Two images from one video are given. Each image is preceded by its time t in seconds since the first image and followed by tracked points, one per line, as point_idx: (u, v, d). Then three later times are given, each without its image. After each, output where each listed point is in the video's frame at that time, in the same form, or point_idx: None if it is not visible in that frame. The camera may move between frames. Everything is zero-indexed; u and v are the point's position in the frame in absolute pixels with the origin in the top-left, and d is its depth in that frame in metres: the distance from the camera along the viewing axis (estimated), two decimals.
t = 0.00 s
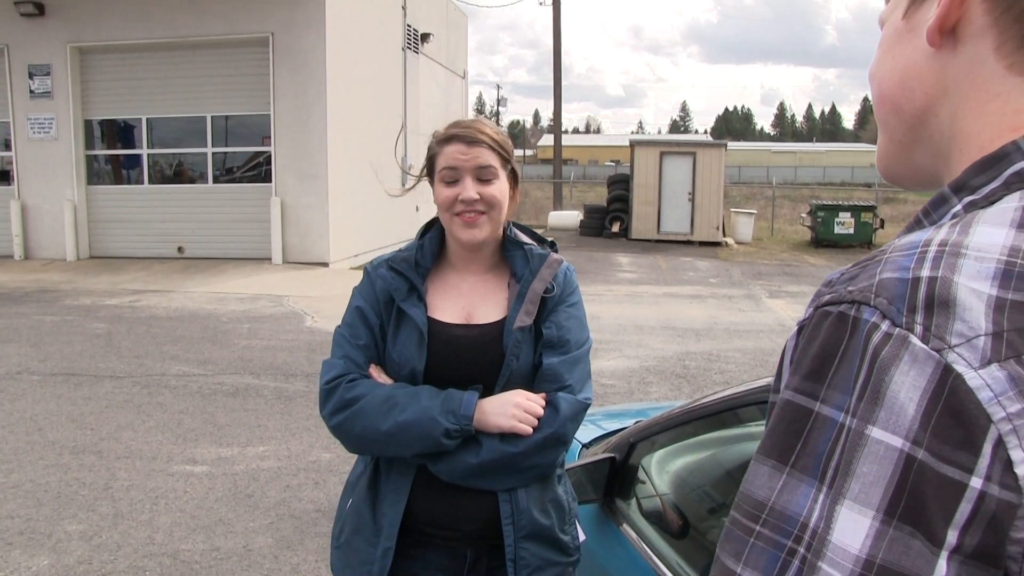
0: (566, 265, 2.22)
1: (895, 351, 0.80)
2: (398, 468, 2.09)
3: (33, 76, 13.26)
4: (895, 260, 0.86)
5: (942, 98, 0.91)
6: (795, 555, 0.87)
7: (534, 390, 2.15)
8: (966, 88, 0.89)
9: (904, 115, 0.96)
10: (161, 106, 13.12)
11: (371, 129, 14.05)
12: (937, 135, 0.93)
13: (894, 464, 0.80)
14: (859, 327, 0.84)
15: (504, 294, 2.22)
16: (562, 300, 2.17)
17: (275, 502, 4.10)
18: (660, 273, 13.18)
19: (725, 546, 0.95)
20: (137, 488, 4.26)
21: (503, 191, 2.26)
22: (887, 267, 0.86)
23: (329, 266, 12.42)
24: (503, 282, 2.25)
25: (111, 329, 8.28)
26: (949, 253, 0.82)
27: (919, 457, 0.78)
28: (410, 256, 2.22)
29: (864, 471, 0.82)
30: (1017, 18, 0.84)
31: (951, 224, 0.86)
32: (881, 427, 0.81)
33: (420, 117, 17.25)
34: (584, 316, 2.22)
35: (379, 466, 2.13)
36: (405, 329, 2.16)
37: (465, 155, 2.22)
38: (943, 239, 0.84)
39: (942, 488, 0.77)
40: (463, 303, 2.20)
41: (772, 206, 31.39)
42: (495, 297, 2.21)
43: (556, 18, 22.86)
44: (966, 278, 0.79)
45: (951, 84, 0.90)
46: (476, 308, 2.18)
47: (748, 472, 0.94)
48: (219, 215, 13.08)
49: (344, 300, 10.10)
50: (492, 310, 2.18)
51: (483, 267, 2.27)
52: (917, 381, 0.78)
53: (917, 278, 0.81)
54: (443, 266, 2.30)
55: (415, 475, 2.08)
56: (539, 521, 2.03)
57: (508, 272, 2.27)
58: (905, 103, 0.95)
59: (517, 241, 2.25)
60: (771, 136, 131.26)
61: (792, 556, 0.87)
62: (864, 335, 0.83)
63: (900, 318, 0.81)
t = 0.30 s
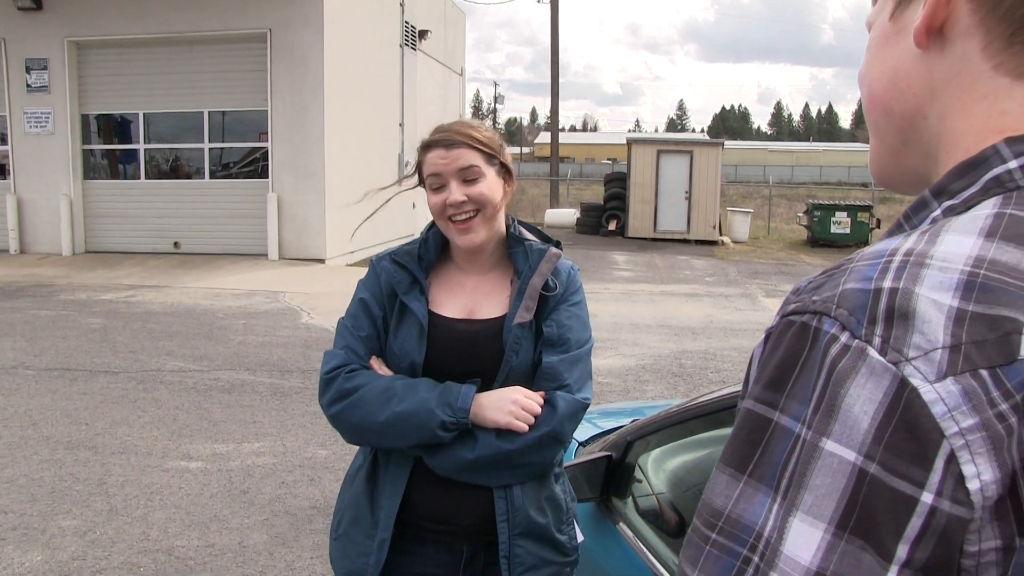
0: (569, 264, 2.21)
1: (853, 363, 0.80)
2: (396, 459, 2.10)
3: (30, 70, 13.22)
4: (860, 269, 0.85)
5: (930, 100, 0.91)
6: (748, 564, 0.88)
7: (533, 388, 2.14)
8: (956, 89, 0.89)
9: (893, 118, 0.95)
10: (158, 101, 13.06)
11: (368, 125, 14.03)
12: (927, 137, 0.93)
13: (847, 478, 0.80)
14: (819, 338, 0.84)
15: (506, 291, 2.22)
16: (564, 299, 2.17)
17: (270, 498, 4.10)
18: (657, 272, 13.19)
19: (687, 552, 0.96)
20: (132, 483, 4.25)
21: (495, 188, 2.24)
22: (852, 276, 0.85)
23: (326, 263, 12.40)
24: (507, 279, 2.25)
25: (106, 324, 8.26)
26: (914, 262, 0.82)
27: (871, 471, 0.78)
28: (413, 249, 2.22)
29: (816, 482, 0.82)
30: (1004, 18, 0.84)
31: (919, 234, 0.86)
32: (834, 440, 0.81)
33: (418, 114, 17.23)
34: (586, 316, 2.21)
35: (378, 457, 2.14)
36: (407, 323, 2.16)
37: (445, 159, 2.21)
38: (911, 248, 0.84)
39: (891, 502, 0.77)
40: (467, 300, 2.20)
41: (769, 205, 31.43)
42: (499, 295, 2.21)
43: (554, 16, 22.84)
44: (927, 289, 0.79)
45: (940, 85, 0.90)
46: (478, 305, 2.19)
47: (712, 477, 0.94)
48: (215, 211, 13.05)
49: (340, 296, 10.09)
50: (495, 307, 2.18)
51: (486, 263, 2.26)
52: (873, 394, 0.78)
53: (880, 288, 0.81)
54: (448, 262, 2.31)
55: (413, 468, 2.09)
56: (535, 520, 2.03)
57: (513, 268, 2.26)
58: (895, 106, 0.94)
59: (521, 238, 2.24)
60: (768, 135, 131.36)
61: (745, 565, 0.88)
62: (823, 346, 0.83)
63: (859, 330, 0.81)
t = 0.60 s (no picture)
0: (570, 267, 2.23)
1: (831, 369, 0.81)
2: (401, 466, 2.12)
3: (32, 73, 13.25)
4: (842, 272, 0.86)
5: (927, 101, 0.92)
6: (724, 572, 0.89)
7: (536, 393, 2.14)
8: (953, 90, 0.89)
9: (890, 121, 0.96)
10: (158, 103, 13.09)
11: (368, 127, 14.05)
12: (923, 141, 0.93)
13: (824, 484, 0.81)
14: (797, 344, 0.85)
15: (504, 299, 2.23)
16: (564, 301, 2.18)
17: (271, 500, 4.11)
18: (656, 274, 13.20)
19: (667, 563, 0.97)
20: (133, 485, 4.26)
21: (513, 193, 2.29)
22: (833, 279, 0.86)
23: (326, 265, 12.41)
24: (504, 286, 2.27)
25: (106, 326, 8.27)
26: (898, 266, 0.83)
27: (848, 480, 0.79)
28: (405, 258, 2.23)
29: (795, 490, 0.83)
30: (999, 17, 0.85)
31: (905, 238, 0.87)
32: (811, 447, 0.82)
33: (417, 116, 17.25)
34: (587, 318, 2.22)
35: (384, 464, 2.16)
36: (403, 332, 2.16)
37: (478, 149, 2.24)
38: (895, 252, 0.85)
39: (867, 511, 0.78)
40: (464, 307, 2.21)
41: (768, 208, 31.46)
42: (496, 301, 2.23)
43: (553, 19, 22.89)
44: (909, 293, 0.80)
45: (935, 87, 0.91)
46: (476, 312, 2.20)
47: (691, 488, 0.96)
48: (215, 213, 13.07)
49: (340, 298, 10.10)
50: (493, 314, 2.20)
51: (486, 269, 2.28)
52: (850, 401, 0.79)
53: (860, 292, 0.82)
54: (443, 267, 2.32)
55: (419, 473, 2.10)
56: (541, 522, 2.05)
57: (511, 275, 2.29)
58: (890, 109, 0.95)
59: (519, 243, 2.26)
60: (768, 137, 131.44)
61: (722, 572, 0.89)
62: (801, 353, 0.84)
63: (839, 334, 0.82)
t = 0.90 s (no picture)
0: (569, 268, 2.24)
1: (824, 374, 0.80)
2: (404, 468, 2.12)
3: (32, 71, 13.24)
4: (840, 273, 0.85)
5: (934, 101, 0.90)
6: None
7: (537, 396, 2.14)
8: (959, 91, 0.87)
9: (895, 122, 0.94)
10: (159, 102, 13.09)
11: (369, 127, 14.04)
12: (929, 143, 0.92)
13: (817, 494, 0.80)
14: (792, 347, 0.84)
15: (501, 299, 2.23)
16: (563, 302, 2.18)
17: (270, 500, 4.11)
18: (656, 275, 13.20)
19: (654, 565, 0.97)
20: (132, 484, 4.26)
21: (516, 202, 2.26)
22: (830, 280, 0.85)
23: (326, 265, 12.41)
24: (502, 287, 2.26)
25: (106, 325, 8.27)
26: (898, 266, 0.82)
27: (838, 490, 0.78)
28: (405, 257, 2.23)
29: (784, 500, 0.83)
30: (1008, 15, 0.83)
31: (907, 239, 0.86)
32: (804, 454, 0.82)
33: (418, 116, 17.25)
34: (586, 318, 2.22)
35: (386, 466, 2.15)
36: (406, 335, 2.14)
37: (492, 152, 2.25)
38: (896, 253, 0.84)
39: (858, 524, 0.78)
40: (463, 307, 2.21)
41: (769, 210, 31.46)
42: (495, 301, 2.23)
43: (555, 20, 22.88)
44: (908, 295, 0.79)
45: (942, 86, 0.89)
46: (476, 312, 2.20)
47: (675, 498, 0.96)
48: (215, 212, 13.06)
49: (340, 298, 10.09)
50: (493, 314, 2.20)
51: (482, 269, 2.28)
52: (844, 408, 0.78)
53: (858, 295, 0.81)
54: (441, 266, 2.31)
55: (422, 474, 2.11)
56: (545, 523, 2.06)
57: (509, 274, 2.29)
58: (895, 110, 0.93)
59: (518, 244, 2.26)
60: (768, 140, 131.47)
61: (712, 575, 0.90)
62: (795, 355, 0.84)
63: (834, 339, 0.81)
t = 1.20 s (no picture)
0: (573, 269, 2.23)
1: (812, 376, 0.79)
2: (404, 467, 2.11)
3: (29, 73, 13.21)
4: (831, 273, 0.85)
5: (938, 97, 0.89)
6: None
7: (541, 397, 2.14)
8: (963, 86, 0.86)
9: (897, 120, 0.93)
10: (157, 104, 13.09)
11: (367, 128, 14.04)
12: (931, 141, 0.90)
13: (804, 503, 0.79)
14: (777, 348, 0.84)
15: (509, 298, 2.23)
16: (569, 304, 2.17)
17: (269, 501, 4.10)
18: (655, 276, 13.19)
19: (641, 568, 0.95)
20: (131, 486, 4.25)
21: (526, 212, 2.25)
22: (821, 280, 0.85)
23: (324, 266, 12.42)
24: (508, 286, 2.26)
25: (105, 326, 8.26)
26: (892, 266, 0.81)
27: (826, 498, 0.78)
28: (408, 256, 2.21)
29: (774, 506, 0.82)
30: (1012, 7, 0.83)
31: (903, 238, 0.86)
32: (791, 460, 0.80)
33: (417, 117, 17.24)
34: (591, 321, 2.21)
35: (385, 466, 2.14)
36: (409, 330, 2.15)
37: (500, 175, 2.19)
38: (891, 252, 0.83)
39: (848, 531, 0.77)
40: (468, 304, 2.21)
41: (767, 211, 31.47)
42: (500, 300, 2.23)
43: (553, 21, 22.88)
44: (900, 295, 0.79)
45: (945, 81, 0.88)
46: (481, 310, 2.20)
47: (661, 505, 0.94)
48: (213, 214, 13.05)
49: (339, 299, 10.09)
50: (498, 313, 2.20)
51: (489, 272, 2.26)
52: (833, 410, 0.77)
53: (848, 295, 0.81)
54: (445, 264, 2.30)
55: (422, 474, 2.10)
56: (542, 527, 2.05)
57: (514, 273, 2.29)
58: (898, 108, 0.92)
59: (522, 245, 2.27)
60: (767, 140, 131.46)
61: None
62: (781, 357, 0.83)
63: (824, 340, 0.80)
